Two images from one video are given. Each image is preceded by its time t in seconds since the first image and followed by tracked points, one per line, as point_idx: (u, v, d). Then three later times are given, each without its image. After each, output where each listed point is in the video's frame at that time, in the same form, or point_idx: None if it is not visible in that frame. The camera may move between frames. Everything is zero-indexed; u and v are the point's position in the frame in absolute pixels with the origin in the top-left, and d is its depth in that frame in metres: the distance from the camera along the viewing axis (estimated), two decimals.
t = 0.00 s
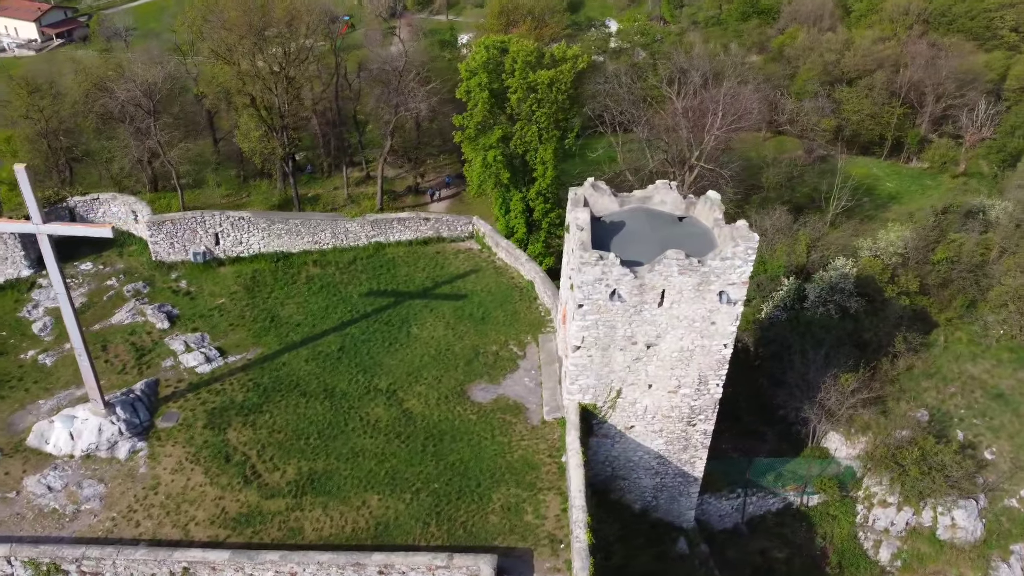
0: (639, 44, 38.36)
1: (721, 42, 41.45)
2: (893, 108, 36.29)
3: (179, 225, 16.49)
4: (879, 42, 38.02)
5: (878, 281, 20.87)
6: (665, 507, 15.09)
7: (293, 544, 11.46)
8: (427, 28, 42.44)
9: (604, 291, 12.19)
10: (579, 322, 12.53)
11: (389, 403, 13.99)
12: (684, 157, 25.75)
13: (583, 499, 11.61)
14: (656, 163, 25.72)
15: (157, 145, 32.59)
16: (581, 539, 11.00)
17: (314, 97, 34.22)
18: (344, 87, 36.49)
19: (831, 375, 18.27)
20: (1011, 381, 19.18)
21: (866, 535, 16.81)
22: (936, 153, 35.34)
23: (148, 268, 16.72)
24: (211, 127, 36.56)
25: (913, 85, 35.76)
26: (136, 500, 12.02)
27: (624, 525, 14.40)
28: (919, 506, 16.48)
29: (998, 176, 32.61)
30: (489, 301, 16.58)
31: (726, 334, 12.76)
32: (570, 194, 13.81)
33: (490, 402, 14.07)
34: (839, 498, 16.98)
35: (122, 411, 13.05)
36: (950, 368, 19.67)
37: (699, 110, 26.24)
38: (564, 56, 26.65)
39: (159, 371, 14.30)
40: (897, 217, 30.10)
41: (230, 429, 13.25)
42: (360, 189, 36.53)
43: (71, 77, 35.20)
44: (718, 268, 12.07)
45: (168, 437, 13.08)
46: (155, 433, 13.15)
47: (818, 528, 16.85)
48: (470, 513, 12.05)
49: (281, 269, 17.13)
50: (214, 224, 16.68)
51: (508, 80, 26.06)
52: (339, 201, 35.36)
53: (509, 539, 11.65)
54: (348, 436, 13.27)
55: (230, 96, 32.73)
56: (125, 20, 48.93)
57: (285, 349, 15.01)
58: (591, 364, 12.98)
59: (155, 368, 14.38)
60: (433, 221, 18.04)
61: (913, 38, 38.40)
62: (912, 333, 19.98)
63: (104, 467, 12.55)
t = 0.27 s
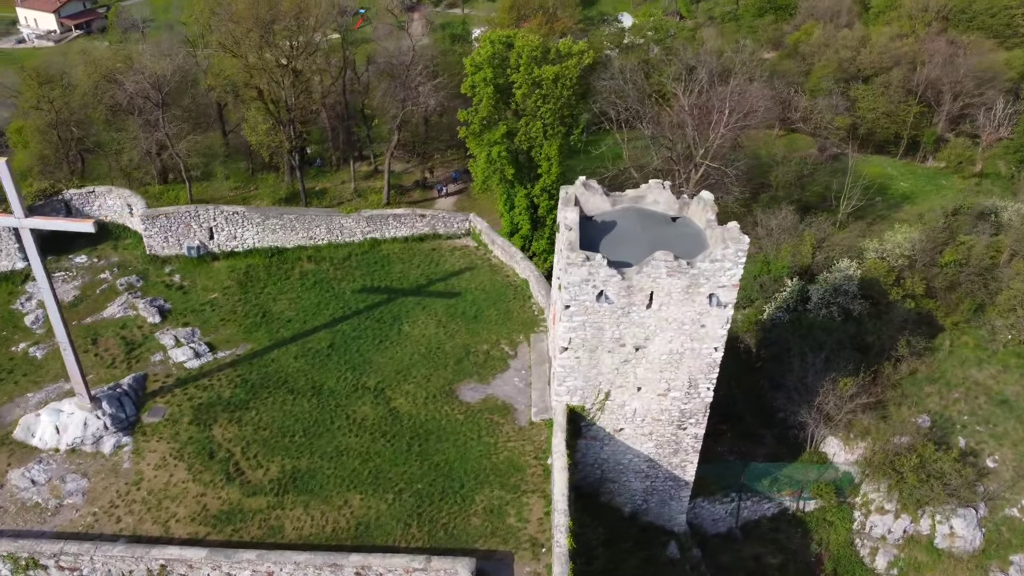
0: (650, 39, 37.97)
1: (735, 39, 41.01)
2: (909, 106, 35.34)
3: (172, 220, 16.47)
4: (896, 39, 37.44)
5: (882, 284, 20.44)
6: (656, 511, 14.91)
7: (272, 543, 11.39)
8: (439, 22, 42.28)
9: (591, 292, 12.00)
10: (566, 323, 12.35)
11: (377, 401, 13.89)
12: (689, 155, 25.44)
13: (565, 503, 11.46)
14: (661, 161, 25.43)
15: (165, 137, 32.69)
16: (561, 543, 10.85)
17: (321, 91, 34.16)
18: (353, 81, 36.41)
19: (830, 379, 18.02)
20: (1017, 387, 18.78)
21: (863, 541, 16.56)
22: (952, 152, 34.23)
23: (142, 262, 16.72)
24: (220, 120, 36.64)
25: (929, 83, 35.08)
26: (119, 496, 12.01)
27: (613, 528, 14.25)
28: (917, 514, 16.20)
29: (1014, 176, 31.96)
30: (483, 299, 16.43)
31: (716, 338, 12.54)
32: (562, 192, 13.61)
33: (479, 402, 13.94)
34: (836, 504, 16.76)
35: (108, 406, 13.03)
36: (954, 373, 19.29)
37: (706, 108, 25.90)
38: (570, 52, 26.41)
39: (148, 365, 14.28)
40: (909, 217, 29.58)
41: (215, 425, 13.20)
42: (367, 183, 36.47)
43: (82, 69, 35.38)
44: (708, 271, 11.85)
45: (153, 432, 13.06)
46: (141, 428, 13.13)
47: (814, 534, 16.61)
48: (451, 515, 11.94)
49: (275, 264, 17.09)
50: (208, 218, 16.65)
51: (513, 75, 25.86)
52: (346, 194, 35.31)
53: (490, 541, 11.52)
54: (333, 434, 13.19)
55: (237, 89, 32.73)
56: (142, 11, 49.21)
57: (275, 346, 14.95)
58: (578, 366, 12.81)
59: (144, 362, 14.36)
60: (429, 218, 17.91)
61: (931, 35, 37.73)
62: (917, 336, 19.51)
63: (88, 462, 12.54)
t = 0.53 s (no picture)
0: (665, 33, 37.48)
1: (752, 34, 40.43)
2: (928, 105, 34.45)
3: (165, 212, 16.44)
4: (916, 36, 36.67)
5: (888, 287, 19.94)
6: (644, 515, 14.69)
7: (248, 541, 11.32)
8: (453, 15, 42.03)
9: (575, 294, 11.79)
10: (550, 324, 12.15)
11: (361, 399, 13.78)
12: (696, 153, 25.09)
13: (543, 507, 11.28)
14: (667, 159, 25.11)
15: (174, 128, 32.76)
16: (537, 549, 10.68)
17: (331, 83, 34.04)
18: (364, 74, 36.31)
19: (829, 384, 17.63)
20: None
21: (858, 550, 16.33)
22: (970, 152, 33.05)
23: (135, 254, 16.72)
24: (231, 112, 36.72)
25: (950, 81, 34.27)
26: (98, 490, 11.98)
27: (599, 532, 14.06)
28: (914, 524, 15.93)
29: None
30: (475, 297, 16.26)
31: (704, 342, 12.30)
32: (550, 191, 13.39)
33: (464, 402, 13.79)
34: (831, 511, 16.46)
35: (91, 399, 13.01)
36: (959, 380, 18.89)
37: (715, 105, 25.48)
38: (577, 47, 26.10)
39: (135, 359, 14.26)
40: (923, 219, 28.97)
41: (198, 420, 13.15)
42: (376, 176, 36.36)
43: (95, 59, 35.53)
44: (695, 274, 11.61)
45: (136, 426, 13.03)
46: (125, 421, 13.11)
47: (808, 541, 16.34)
48: (430, 517, 11.80)
49: (268, 258, 17.02)
50: (201, 211, 16.61)
51: (518, 70, 25.61)
52: (354, 187, 35.26)
53: (467, 545, 11.37)
54: (316, 432, 13.10)
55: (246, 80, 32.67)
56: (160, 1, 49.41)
57: (263, 341, 14.87)
58: (563, 368, 12.61)
59: (131, 355, 14.35)
60: (425, 214, 17.76)
61: (954, 32, 36.90)
62: (921, 342, 19.17)
63: (70, 455, 12.53)
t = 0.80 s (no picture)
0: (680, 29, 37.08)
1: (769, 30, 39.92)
2: (948, 103, 33.82)
3: (161, 206, 16.43)
4: (937, 33, 35.96)
5: (894, 289, 19.50)
6: (635, 518, 14.50)
7: (227, 538, 11.26)
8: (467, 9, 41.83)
9: (561, 294, 11.59)
10: (536, 325, 11.97)
11: (349, 396, 13.69)
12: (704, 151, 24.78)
13: (525, 510, 11.13)
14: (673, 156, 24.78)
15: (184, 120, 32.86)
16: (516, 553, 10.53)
17: (341, 77, 33.97)
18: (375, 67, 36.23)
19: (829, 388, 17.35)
20: None
21: (855, 558, 16.00)
22: (990, 152, 32.53)
23: (131, 247, 16.74)
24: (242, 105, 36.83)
25: (971, 80, 33.55)
26: (81, 483, 11.98)
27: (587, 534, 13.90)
28: (912, 533, 15.62)
29: None
30: (469, 295, 16.11)
31: (693, 345, 12.09)
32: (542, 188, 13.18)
33: (453, 401, 13.66)
34: (829, 517, 16.20)
35: (79, 392, 13.01)
36: (965, 386, 18.52)
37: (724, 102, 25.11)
38: (584, 42, 25.81)
39: (126, 352, 14.25)
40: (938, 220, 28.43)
41: (185, 415, 13.12)
42: (386, 170, 36.28)
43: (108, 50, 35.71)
44: (683, 276, 11.39)
45: (123, 420, 13.01)
46: (112, 415, 13.09)
47: (804, 547, 16.08)
48: (411, 517, 11.68)
49: (264, 253, 16.96)
50: (197, 205, 16.58)
51: (524, 65, 25.41)
52: (363, 181, 35.21)
53: (447, 546, 11.24)
54: (302, 429, 13.02)
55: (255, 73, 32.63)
56: None
57: (254, 336, 14.81)
58: (550, 368, 12.43)
59: (122, 348, 14.34)
60: (421, 210, 17.62)
61: (976, 30, 36.17)
62: (926, 346, 18.84)
63: (56, 447, 12.53)
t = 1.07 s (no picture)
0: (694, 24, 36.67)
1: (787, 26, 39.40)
2: (967, 103, 32.94)
3: (157, 198, 16.44)
4: (959, 30, 35.27)
5: (900, 292, 19.16)
6: (625, 521, 14.32)
7: (208, 535, 11.22)
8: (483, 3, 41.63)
9: (547, 295, 11.41)
10: (523, 325, 11.80)
11: (337, 393, 13.60)
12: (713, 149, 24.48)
13: (506, 513, 10.98)
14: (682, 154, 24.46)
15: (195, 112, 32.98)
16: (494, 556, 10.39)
17: (352, 70, 33.91)
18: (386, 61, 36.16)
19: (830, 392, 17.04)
20: None
21: (851, 566, 15.75)
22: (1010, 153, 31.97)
23: (128, 239, 16.77)
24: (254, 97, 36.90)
25: (993, 79, 32.81)
26: (66, 476, 11.98)
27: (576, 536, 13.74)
28: (910, 542, 15.33)
29: None
30: (463, 292, 15.98)
31: (683, 348, 11.87)
32: (533, 186, 13.00)
33: (441, 400, 13.53)
34: (826, 524, 16.02)
35: (67, 384, 13.02)
36: (971, 393, 18.14)
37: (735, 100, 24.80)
38: (593, 37, 25.53)
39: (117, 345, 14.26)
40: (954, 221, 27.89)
41: (172, 409, 13.09)
42: (397, 164, 36.21)
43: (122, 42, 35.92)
44: (672, 277, 11.17)
45: (110, 413, 13.00)
46: (99, 408, 13.09)
47: (799, 554, 15.84)
48: (393, 517, 11.58)
49: (260, 247, 16.91)
50: (193, 198, 16.56)
51: (531, 60, 25.16)
52: (373, 174, 35.15)
53: (427, 548, 11.13)
54: (288, 425, 12.95)
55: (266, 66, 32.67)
56: None
57: (245, 331, 14.76)
58: (538, 369, 12.26)
59: (113, 341, 14.34)
60: (419, 206, 17.46)
61: (1000, 27, 35.42)
62: (932, 351, 18.41)
63: (43, 440, 12.55)
